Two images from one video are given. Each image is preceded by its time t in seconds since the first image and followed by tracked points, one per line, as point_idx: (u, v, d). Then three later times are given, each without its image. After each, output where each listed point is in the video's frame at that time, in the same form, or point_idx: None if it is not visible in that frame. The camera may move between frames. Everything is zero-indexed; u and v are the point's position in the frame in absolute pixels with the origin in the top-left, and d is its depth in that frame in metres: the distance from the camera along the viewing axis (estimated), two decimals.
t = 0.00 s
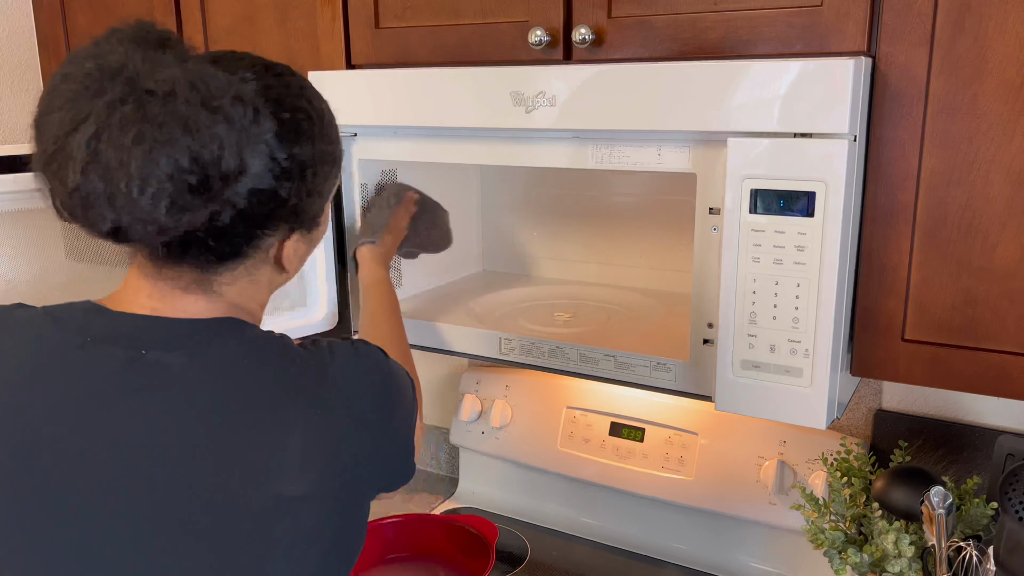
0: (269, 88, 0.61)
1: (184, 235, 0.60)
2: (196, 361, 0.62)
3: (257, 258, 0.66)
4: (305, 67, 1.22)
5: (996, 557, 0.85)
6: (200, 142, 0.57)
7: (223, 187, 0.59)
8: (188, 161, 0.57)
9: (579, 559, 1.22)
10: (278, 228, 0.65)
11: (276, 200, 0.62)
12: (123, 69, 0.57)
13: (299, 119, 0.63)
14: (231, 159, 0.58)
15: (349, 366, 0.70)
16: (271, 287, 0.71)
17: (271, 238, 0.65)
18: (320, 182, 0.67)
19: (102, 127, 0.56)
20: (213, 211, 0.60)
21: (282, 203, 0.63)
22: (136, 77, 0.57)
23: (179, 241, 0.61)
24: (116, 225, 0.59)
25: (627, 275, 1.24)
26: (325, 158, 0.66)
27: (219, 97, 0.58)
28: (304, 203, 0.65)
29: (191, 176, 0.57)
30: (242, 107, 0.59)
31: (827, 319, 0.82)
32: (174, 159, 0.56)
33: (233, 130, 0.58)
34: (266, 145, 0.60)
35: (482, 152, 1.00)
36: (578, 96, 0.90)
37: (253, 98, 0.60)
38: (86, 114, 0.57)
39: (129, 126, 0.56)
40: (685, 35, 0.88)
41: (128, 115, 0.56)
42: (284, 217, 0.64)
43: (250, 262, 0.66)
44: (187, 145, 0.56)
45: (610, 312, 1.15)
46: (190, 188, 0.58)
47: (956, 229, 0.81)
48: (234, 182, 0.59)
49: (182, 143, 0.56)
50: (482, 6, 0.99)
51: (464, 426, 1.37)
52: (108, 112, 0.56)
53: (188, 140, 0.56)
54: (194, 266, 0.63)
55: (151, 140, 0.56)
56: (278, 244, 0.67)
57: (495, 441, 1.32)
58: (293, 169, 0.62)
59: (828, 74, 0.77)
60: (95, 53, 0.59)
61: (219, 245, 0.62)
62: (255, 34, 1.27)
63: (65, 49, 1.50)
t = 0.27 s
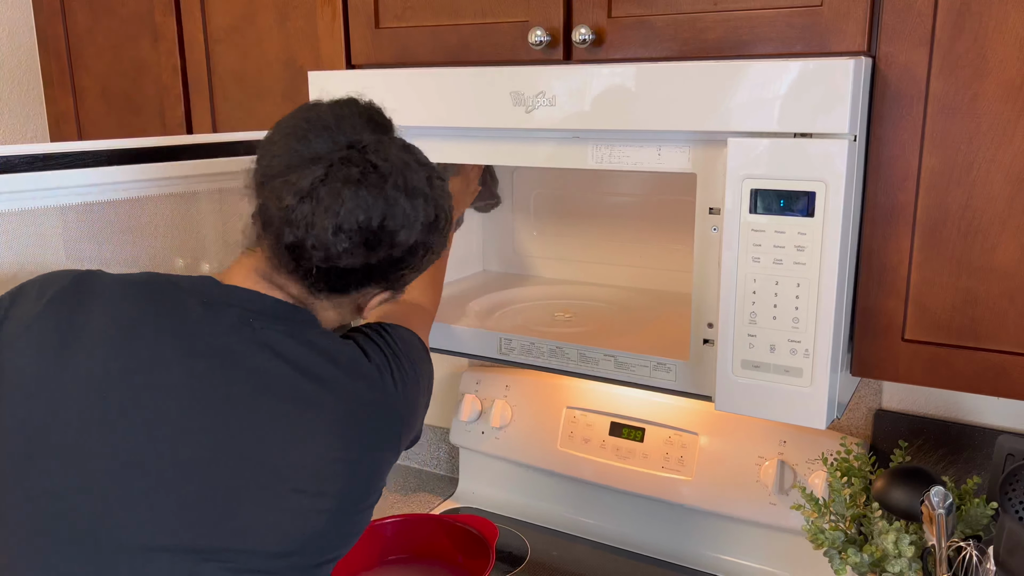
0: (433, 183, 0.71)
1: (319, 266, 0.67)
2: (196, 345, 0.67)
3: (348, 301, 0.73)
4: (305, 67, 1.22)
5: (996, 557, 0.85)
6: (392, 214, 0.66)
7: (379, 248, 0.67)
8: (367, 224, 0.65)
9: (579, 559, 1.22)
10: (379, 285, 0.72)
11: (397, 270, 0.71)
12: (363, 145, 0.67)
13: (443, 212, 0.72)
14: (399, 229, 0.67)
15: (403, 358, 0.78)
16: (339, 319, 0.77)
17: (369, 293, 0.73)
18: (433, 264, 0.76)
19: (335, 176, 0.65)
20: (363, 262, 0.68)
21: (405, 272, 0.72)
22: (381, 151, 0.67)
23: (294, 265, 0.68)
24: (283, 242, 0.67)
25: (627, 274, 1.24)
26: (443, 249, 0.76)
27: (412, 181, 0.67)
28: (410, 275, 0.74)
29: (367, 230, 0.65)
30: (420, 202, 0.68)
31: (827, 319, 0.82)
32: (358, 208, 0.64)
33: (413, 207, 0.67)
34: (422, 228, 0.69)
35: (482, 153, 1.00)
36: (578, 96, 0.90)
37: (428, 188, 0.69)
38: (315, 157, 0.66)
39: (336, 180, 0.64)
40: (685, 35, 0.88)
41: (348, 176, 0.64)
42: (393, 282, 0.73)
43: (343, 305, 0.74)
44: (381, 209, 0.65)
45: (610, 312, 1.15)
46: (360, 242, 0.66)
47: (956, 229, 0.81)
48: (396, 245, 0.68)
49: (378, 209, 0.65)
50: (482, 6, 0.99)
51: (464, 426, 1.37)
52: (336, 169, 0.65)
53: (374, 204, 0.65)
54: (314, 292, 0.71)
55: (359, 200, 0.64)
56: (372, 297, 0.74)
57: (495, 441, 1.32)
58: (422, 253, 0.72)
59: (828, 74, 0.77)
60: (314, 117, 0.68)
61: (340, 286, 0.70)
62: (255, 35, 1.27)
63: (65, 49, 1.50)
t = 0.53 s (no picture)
0: (254, 99, 0.61)
1: (124, 223, 0.60)
2: (168, 339, 0.61)
3: (211, 262, 0.65)
4: (305, 67, 1.22)
5: (996, 557, 0.85)
6: (153, 136, 0.56)
7: (172, 183, 0.57)
8: (134, 151, 0.56)
9: (579, 559, 1.22)
10: (236, 235, 0.63)
11: (236, 210, 0.61)
12: (134, 64, 0.57)
13: (275, 134, 0.62)
14: (201, 156, 0.57)
15: (287, 312, 0.66)
16: (225, 294, 0.68)
17: (234, 246, 0.64)
18: (292, 203, 0.65)
19: (72, 104, 0.56)
20: (158, 207, 0.58)
21: (238, 211, 0.61)
22: (152, 66, 0.57)
23: (116, 232, 0.61)
24: (57, 201, 0.59)
25: (627, 274, 1.24)
26: (303, 179, 0.66)
27: (210, 99, 0.58)
28: (270, 217, 0.64)
29: (132, 163, 0.56)
30: (208, 113, 0.57)
31: (827, 319, 0.82)
32: (123, 141, 0.55)
33: (202, 127, 0.57)
34: (235, 152, 0.59)
35: (481, 153, 1.00)
36: (578, 96, 0.90)
37: (232, 102, 0.59)
38: (48, 92, 0.57)
39: (81, 109, 0.56)
40: (685, 35, 0.88)
41: (81, 100, 0.56)
42: (242, 228, 0.63)
43: (207, 268, 0.65)
44: (137, 134, 0.55)
45: (610, 312, 1.15)
46: (132, 175, 0.56)
47: (956, 229, 0.81)
48: (183, 177, 0.57)
49: (133, 134, 0.55)
50: (482, 6, 0.99)
51: (464, 426, 1.37)
52: (89, 97, 0.56)
53: (149, 128, 0.55)
54: (152, 260, 0.63)
55: (103, 126, 0.55)
56: (235, 251, 0.65)
57: (495, 441, 1.32)
58: (258, 184, 0.61)
59: (828, 73, 0.77)
60: (84, 41, 0.60)
61: (179, 245, 0.62)
62: (255, 34, 1.27)
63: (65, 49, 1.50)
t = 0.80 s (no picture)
0: (412, 155, 0.70)
1: (291, 237, 0.66)
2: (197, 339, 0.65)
3: (332, 281, 0.72)
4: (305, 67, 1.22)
5: (996, 557, 0.85)
6: (359, 176, 0.65)
7: (356, 213, 0.66)
8: (342, 187, 0.64)
9: (579, 559, 1.22)
10: (367, 263, 0.72)
11: (378, 243, 0.70)
12: (331, 111, 0.66)
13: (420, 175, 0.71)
14: (377, 192, 0.66)
15: (390, 345, 0.75)
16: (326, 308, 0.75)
17: (351, 274, 0.72)
18: (411, 246, 0.74)
19: (297, 138, 0.64)
20: (337, 232, 0.66)
21: (381, 246, 0.70)
22: (350, 117, 0.67)
23: (268, 240, 0.67)
24: (250, 212, 0.66)
25: (628, 274, 1.24)
26: (424, 223, 0.74)
27: (392, 149, 0.67)
28: (390, 251, 0.72)
29: (332, 193, 0.64)
30: (397, 167, 0.67)
31: (827, 319, 0.82)
32: (340, 173, 0.64)
33: (385, 171, 0.66)
34: (395, 193, 0.68)
35: (482, 153, 1.00)
36: (578, 96, 0.90)
37: (402, 153, 0.68)
38: (278, 124, 0.65)
39: (308, 144, 0.64)
40: (685, 35, 0.88)
41: (309, 140, 0.64)
42: (372, 258, 0.71)
43: (323, 287, 0.72)
44: (348, 172, 0.64)
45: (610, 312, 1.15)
46: (328, 204, 0.65)
47: (956, 229, 0.81)
48: (369, 210, 0.67)
49: (346, 173, 0.64)
50: (482, 6, 0.99)
51: (464, 426, 1.37)
52: (310, 133, 0.64)
53: (352, 166, 0.64)
54: (285, 271, 0.69)
55: (330, 163, 0.64)
56: (355, 277, 0.73)
57: (495, 441, 1.32)
58: (402, 222, 0.70)
59: (828, 73, 0.77)
60: (277, 89, 0.67)
61: (320, 263, 0.69)
62: (255, 34, 1.27)
63: (65, 49, 1.50)
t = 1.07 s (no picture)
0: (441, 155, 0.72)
1: (336, 237, 0.67)
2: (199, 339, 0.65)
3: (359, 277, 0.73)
4: (305, 67, 1.22)
5: (996, 557, 0.85)
6: (408, 180, 0.66)
7: (402, 214, 0.68)
8: (391, 190, 0.65)
9: (579, 559, 1.22)
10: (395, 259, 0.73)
11: (410, 241, 0.71)
12: (376, 116, 0.67)
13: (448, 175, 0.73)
14: (421, 194, 0.68)
15: (404, 347, 0.75)
16: (338, 303, 0.76)
17: (374, 271, 0.73)
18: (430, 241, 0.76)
19: (352, 143, 0.64)
20: (381, 232, 0.68)
21: (413, 243, 0.72)
22: (394, 121, 0.67)
23: (311, 239, 0.67)
24: (297, 213, 0.65)
25: (628, 274, 1.24)
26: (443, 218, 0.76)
27: (430, 152, 0.69)
28: (415, 248, 0.73)
29: (383, 197, 0.65)
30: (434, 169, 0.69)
31: (827, 319, 0.82)
32: (392, 177, 0.65)
33: (427, 173, 0.68)
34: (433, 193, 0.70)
35: (482, 153, 1.01)
36: (578, 96, 0.90)
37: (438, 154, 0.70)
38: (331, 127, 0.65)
39: (361, 149, 0.64)
40: (685, 35, 0.88)
41: (364, 144, 0.64)
42: (402, 254, 0.73)
43: (346, 283, 0.73)
44: (398, 176, 0.66)
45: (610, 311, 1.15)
46: (378, 208, 0.66)
47: (956, 229, 0.81)
48: (413, 211, 0.68)
49: (397, 177, 0.65)
50: (482, 6, 0.99)
51: (464, 425, 1.37)
52: (365, 138, 0.65)
53: (402, 170, 0.66)
54: (320, 267, 0.69)
55: (384, 168, 0.65)
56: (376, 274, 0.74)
57: (496, 441, 1.32)
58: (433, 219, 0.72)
59: (828, 73, 0.77)
60: (321, 89, 0.67)
61: (356, 260, 0.70)
62: (255, 34, 1.27)
63: (65, 49, 1.50)
